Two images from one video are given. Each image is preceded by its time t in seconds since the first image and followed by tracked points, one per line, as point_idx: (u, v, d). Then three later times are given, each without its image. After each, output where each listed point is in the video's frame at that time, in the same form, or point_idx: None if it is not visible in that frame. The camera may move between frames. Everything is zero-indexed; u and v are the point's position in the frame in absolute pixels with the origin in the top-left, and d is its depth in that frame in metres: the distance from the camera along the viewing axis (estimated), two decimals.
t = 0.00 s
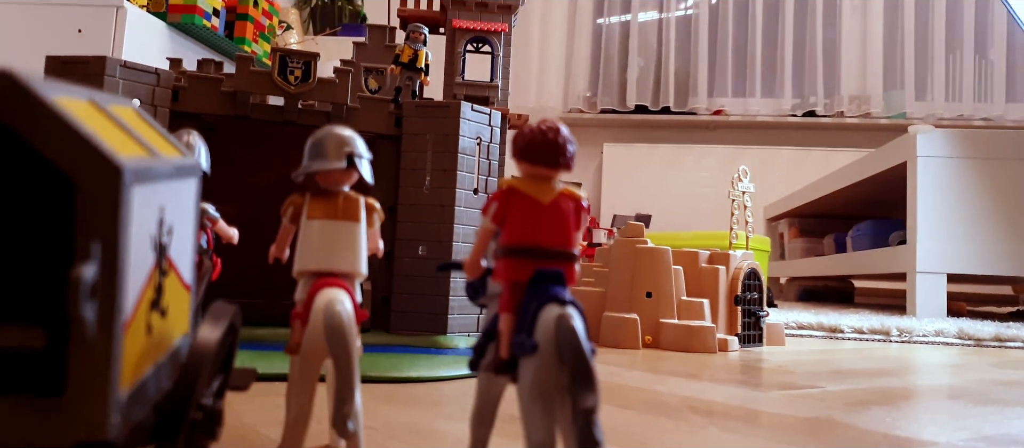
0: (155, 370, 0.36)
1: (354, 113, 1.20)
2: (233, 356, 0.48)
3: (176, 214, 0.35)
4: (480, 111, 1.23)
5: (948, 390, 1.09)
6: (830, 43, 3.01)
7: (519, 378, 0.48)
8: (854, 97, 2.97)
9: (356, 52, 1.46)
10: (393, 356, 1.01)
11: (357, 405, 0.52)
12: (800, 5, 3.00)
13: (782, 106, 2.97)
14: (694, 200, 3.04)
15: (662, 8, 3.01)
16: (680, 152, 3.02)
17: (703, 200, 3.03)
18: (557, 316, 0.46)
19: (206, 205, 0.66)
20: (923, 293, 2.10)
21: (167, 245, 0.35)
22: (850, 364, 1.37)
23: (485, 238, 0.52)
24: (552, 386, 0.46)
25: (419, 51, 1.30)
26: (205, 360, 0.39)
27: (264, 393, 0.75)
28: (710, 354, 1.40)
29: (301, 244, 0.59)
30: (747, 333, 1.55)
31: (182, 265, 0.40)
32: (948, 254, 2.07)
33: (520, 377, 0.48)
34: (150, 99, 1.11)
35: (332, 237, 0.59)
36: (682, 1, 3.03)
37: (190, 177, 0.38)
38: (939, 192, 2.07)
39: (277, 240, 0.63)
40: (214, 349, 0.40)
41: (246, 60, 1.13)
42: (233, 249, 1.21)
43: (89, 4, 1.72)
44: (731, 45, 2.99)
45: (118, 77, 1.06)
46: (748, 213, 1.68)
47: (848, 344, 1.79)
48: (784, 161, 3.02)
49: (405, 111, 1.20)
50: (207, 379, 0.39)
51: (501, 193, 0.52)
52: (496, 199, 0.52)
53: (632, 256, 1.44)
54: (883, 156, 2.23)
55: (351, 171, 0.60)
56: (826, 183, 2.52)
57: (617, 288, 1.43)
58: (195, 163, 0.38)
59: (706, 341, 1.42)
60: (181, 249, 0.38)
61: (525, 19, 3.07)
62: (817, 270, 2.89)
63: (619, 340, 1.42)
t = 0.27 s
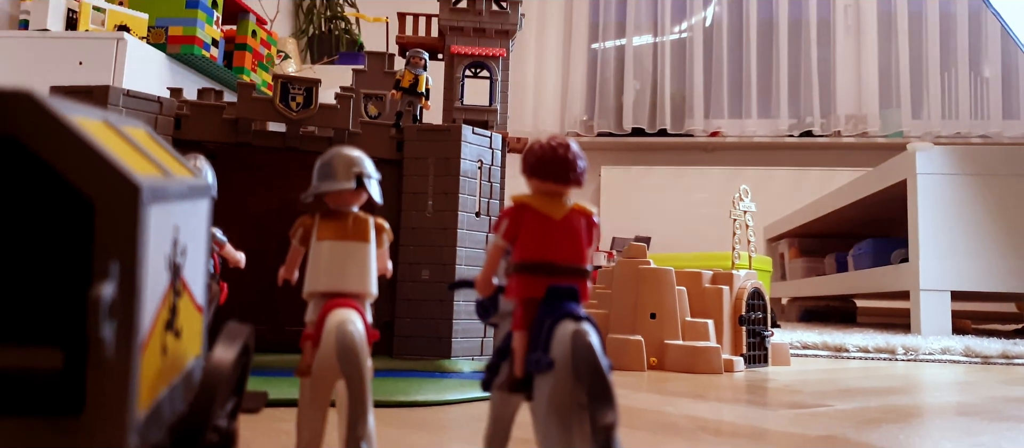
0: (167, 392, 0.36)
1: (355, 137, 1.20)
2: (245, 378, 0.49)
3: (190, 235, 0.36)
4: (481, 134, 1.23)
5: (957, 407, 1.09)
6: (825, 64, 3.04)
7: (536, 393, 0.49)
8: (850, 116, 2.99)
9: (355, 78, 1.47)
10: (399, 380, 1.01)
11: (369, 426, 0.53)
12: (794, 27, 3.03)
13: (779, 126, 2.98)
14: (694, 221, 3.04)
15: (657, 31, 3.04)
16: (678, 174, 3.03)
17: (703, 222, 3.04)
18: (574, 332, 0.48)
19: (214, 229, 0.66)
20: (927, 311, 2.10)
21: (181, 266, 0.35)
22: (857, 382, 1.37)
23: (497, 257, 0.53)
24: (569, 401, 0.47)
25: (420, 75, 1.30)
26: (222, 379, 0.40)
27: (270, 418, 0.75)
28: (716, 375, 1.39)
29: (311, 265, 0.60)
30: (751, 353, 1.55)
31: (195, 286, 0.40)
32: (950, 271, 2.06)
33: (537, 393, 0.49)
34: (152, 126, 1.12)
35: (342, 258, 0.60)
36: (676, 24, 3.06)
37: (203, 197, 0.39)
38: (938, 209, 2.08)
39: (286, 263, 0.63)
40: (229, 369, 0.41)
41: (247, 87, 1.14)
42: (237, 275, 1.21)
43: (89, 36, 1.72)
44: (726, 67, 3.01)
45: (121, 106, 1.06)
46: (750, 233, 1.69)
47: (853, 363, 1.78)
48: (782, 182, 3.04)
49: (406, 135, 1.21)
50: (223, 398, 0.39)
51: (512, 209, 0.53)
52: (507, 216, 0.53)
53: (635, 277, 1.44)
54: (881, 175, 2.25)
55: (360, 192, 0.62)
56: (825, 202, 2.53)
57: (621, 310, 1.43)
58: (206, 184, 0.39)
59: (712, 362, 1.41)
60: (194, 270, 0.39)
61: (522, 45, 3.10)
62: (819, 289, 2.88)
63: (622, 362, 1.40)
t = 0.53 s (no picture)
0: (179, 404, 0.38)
1: (358, 150, 1.20)
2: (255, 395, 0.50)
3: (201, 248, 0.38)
4: (483, 145, 1.23)
5: (963, 417, 1.08)
6: (825, 75, 3.04)
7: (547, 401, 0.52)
8: (850, 127, 2.99)
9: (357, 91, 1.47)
10: (403, 392, 1.00)
11: (381, 436, 0.56)
12: (793, 38, 3.03)
13: (779, 138, 2.97)
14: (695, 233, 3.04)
15: (657, 42, 3.05)
16: (677, 186, 3.04)
17: (703, 232, 3.05)
18: (585, 342, 0.50)
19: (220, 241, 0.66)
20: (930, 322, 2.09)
21: (191, 279, 0.37)
22: (861, 393, 1.36)
23: (506, 266, 0.55)
24: (581, 408, 0.50)
25: (422, 88, 1.32)
26: (234, 392, 0.40)
27: (276, 431, 0.75)
28: (720, 386, 1.38)
29: (320, 277, 0.62)
30: (756, 364, 1.54)
31: (207, 298, 0.42)
32: (952, 282, 2.06)
33: (549, 402, 0.52)
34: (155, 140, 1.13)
35: (350, 269, 0.62)
36: (675, 36, 3.07)
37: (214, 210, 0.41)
38: (940, 219, 2.08)
39: (294, 274, 0.66)
40: (242, 382, 0.41)
41: (250, 100, 1.15)
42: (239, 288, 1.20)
43: (90, 50, 1.73)
44: (726, 78, 3.01)
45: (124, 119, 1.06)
46: (753, 243, 1.69)
47: (857, 374, 1.78)
48: (782, 194, 3.07)
49: (409, 148, 1.21)
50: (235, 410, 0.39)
51: (522, 219, 0.56)
52: (518, 226, 0.56)
53: (638, 289, 1.44)
54: (882, 186, 2.25)
55: (368, 202, 0.63)
56: (826, 213, 2.53)
57: (624, 321, 1.43)
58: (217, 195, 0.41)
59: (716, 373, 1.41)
60: (206, 283, 0.41)
61: (521, 57, 3.10)
62: (821, 300, 2.88)
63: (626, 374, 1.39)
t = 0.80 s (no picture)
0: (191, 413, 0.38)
1: (363, 159, 1.19)
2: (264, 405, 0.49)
3: (211, 253, 0.38)
4: (489, 154, 1.23)
5: (975, 426, 1.06)
6: (829, 82, 3.03)
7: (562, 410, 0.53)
8: (854, 134, 2.97)
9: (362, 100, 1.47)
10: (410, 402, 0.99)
11: None
12: (796, 46, 3.03)
13: (783, 146, 2.98)
14: (700, 241, 3.03)
15: (659, 51, 3.05)
16: (681, 195, 3.05)
17: (708, 240, 3.03)
18: (602, 350, 0.51)
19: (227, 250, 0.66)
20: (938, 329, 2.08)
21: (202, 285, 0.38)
22: (871, 402, 1.35)
23: (518, 272, 0.56)
24: (597, 413, 0.51)
25: (428, 95, 1.31)
26: (246, 401, 0.39)
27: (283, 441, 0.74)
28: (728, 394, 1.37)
29: (330, 284, 0.64)
30: (764, 373, 1.53)
31: (216, 307, 0.42)
32: (958, 289, 2.05)
33: (564, 409, 0.53)
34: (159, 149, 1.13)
35: (359, 276, 0.64)
36: (678, 44, 3.06)
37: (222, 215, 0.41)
38: (945, 226, 2.07)
39: (303, 282, 0.67)
40: (254, 389, 0.40)
41: (256, 108, 1.15)
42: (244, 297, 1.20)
43: (96, 61, 1.73)
44: (729, 86, 3.01)
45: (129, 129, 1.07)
46: (760, 251, 1.68)
47: (865, 382, 1.76)
48: (786, 201, 3.07)
49: (414, 156, 1.20)
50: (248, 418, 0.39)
51: (534, 225, 0.56)
52: (530, 232, 0.56)
53: (645, 298, 1.43)
54: (888, 193, 2.24)
55: (378, 209, 0.65)
56: (832, 220, 2.52)
57: (631, 331, 1.43)
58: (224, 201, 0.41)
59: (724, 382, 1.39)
60: (215, 291, 0.41)
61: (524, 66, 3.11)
62: (827, 308, 2.86)
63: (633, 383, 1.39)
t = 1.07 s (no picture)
0: (186, 427, 0.38)
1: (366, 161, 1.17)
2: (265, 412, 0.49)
3: (204, 252, 0.38)
4: (495, 156, 1.20)
5: (995, 434, 1.03)
6: (833, 87, 3.00)
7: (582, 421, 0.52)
8: (858, 139, 2.94)
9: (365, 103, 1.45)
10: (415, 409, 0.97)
11: None
12: (800, 51, 3.00)
13: (787, 150, 2.94)
14: (704, 246, 3.00)
15: (663, 55, 3.02)
16: (684, 198, 3.01)
17: (713, 245, 3.00)
18: (627, 358, 0.50)
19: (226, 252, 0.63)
20: (946, 334, 2.05)
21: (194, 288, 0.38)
22: (883, 409, 1.32)
23: (535, 274, 0.55)
24: (625, 425, 0.50)
25: (432, 97, 1.29)
26: (242, 416, 0.40)
27: None
28: (738, 401, 1.34)
29: (334, 287, 0.63)
30: (773, 379, 1.50)
31: (211, 313, 0.43)
32: (966, 294, 2.02)
33: (587, 421, 0.52)
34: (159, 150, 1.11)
35: (366, 278, 0.62)
36: (682, 49, 3.04)
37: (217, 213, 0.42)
38: (953, 230, 2.05)
39: (305, 286, 0.65)
40: (250, 399, 0.41)
41: (257, 109, 1.13)
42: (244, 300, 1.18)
43: (97, 64, 1.71)
44: (733, 91, 2.98)
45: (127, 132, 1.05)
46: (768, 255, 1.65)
47: (875, 388, 1.73)
48: (792, 207, 3.01)
49: (419, 159, 1.18)
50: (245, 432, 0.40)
51: (552, 225, 0.55)
52: (547, 232, 0.55)
53: (652, 303, 1.40)
54: (894, 197, 2.22)
55: (385, 208, 0.64)
56: (837, 225, 2.49)
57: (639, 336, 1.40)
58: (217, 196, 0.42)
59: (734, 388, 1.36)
60: (210, 295, 0.42)
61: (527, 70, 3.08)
62: (832, 314, 2.83)
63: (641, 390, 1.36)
